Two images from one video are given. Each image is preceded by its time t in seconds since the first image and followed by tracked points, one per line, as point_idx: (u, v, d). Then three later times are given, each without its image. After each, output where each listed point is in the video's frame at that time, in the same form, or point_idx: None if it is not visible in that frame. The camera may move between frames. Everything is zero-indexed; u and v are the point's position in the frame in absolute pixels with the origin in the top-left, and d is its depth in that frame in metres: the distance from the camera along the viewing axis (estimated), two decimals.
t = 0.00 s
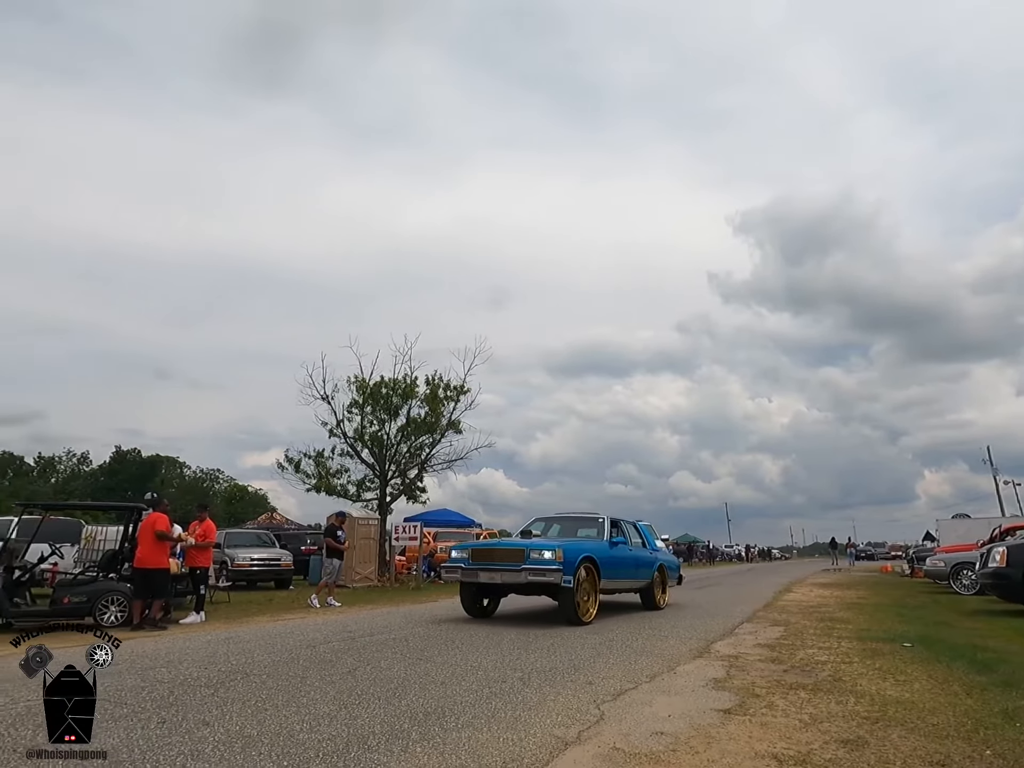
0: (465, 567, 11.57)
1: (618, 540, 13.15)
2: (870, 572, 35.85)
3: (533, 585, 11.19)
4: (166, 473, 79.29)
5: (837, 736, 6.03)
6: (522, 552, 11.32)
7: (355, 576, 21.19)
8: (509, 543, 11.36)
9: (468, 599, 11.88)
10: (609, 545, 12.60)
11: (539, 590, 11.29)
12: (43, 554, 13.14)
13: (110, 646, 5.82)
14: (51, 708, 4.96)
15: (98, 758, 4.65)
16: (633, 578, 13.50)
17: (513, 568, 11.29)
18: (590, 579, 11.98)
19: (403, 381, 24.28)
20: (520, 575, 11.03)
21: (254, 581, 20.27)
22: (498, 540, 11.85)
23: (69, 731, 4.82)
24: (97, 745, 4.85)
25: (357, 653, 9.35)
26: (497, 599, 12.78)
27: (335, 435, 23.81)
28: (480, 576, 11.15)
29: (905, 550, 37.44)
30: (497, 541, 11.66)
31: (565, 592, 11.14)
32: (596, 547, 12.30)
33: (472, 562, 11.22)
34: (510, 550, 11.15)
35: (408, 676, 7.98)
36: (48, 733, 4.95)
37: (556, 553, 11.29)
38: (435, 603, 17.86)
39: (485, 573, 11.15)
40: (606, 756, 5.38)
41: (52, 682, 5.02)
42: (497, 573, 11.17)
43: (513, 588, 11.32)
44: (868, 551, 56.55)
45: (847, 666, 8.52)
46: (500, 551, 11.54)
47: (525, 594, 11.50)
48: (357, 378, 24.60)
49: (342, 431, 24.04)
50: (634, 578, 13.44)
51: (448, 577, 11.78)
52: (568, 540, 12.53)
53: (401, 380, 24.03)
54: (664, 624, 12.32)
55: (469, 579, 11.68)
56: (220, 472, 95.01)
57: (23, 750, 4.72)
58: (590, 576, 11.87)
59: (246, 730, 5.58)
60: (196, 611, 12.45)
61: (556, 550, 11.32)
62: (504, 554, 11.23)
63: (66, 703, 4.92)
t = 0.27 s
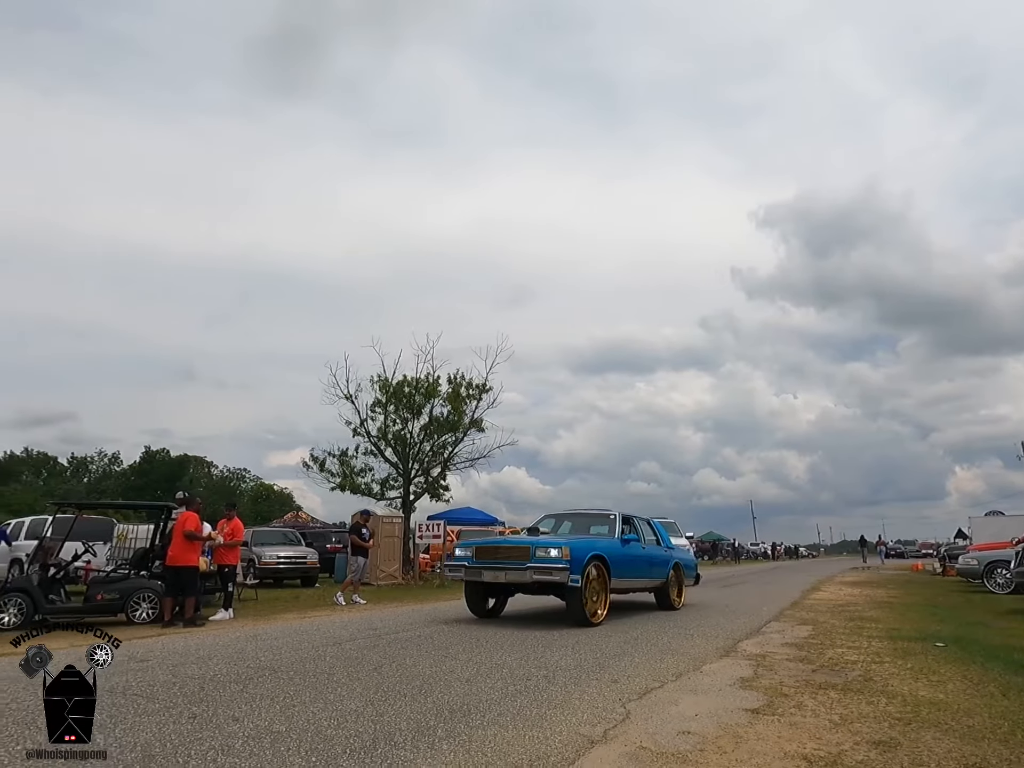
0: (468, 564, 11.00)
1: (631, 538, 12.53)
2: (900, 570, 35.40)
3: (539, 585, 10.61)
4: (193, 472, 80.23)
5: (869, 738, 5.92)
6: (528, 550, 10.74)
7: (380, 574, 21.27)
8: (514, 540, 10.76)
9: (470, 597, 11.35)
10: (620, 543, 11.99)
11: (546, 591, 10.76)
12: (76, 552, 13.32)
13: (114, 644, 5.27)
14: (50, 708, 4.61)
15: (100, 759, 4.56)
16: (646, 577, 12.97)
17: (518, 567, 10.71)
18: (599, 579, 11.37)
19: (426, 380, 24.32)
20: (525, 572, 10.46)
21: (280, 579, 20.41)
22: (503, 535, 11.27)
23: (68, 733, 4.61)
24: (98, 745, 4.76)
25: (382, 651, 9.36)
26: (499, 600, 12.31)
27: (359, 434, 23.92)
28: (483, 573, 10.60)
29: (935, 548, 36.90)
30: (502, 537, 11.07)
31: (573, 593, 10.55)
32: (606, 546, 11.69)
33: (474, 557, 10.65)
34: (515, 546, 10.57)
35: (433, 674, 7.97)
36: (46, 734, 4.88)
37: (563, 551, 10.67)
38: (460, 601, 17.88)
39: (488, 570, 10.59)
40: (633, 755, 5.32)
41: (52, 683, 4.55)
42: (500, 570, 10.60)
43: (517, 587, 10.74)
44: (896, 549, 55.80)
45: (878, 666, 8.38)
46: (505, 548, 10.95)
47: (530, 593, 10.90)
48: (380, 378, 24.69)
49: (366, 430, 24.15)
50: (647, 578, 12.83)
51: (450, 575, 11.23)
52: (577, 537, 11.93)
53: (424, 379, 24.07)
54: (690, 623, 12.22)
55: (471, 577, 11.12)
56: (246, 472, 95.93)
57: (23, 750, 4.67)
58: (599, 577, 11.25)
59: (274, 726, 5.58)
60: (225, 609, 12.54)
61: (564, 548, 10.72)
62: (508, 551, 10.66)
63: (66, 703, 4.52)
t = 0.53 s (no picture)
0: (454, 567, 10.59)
1: (626, 541, 12.07)
2: (910, 573, 35.20)
3: (527, 590, 10.18)
4: (202, 476, 80.50)
5: (881, 742, 5.89)
6: (516, 553, 10.31)
7: (388, 577, 21.27)
8: (501, 543, 10.34)
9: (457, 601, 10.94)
10: (614, 547, 11.53)
11: (536, 594, 10.31)
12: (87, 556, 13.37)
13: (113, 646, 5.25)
14: (51, 707, 4.70)
15: (100, 759, 4.59)
16: (643, 582, 12.57)
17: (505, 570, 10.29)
18: (592, 584, 10.90)
19: (433, 383, 24.35)
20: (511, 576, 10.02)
21: (288, 582, 20.43)
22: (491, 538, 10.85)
23: (69, 732, 4.68)
24: (98, 746, 4.78)
25: (390, 654, 9.36)
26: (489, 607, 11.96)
27: (367, 438, 23.95)
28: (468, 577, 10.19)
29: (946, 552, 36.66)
30: (490, 540, 10.66)
31: (562, 598, 10.11)
32: (599, 549, 11.24)
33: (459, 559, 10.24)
34: (501, 549, 10.14)
35: (442, 677, 7.97)
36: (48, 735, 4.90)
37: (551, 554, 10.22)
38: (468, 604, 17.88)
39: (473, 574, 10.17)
40: (643, 760, 5.31)
41: (53, 682, 4.65)
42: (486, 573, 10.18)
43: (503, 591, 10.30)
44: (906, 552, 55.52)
45: (889, 670, 8.34)
46: (492, 550, 10.52)
47: (518, 598, 10.46)
48: (387, 381, 24.73)
49: (373, 434, 24.19)
50: (643, 583, 12.38)
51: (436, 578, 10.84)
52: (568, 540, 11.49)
53: (432, 382, 24.09)
54: (699, 627, 12.18)
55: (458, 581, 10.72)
56: (255, 476, 96.18)
57: (24, 750, 4.72)
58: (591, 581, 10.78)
59: (284, 729, 5.59)
60: (234, 612, 12.56)
61: (553, 551, 10.27)
62: (495, 554, 10.25)
63: (67, 702, 4.61)
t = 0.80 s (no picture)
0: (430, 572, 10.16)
1: (612, 544, 11.63)
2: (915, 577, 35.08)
3: (505, 596, 9.72)
4: (206, 479, 80.57)
5: (886, 748, 5.85)
6: (494, 557, 9.86)
7: (391, 580, 21.24)
8: (477, 546, 9.89)
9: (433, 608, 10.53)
10: (599, 550, 11.07)
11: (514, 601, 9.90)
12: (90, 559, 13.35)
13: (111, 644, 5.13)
14: (51, 707, 4.65)
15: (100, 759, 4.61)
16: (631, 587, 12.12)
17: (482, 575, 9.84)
18: (574, 589, 10.41)
19: (436, 386, 24.35)
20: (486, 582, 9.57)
21: (291, 585, 20.41)
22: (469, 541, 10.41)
23: (68, 732, 4.64)
24: (98, 746, 4.81)
25: (392, 657, 9.35)
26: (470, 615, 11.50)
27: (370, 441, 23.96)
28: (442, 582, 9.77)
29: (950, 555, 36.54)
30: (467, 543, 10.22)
31: (541, 604, 9.63)
32: (583, 552, 10.79)
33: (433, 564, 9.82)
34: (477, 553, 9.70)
35: (445, 681, 7.95)
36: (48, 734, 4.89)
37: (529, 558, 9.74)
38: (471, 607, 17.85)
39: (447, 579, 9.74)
40: (648, 764, 5.28)
41: (53, 682, 4.58)
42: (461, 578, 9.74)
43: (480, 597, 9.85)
44: (911, 555, 55.34)
45: (894, 675, 8.30)
46: (469, 554, 10.08)
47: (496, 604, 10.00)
48: (390, 384, 24.73)
49: (376, 437, 24.19)
50: (631, 588, 11.93)
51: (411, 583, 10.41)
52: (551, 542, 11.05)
53: (434, 385, 24.09)
54: (702, 630, 12.14)
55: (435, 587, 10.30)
56: (258, 479, 96.25)
57: (24, 750, 4.75)
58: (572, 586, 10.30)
59: (288, 733, 5.57)
60: (237, 614, 12.52)
61: (532, 554, 9.80)
62: (472, 558, 9.81)
63: (66, 702, 4.56)
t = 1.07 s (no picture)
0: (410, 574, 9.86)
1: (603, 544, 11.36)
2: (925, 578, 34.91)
3: (486, 597, 9.42)
4: (214, 481, 80.84)
5: (897, 750, 5.80)
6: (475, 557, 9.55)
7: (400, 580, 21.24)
8: (457, 547, 9.59)
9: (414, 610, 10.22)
10: (588, 549, 10.79)
11: (496, 604, 9.56)
12: (100, 560, 13.39)
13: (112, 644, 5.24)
14: (51, 708, 4.70)
15: (100, 759, 4.61)
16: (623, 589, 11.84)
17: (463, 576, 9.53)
18: (559, 590, 10.10)
19: (443, 387, 24.35)
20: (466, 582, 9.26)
21: (300, 586, 20.42)
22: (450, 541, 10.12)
23: (69, 732, 4.71)
24: (98, 745, 4.82)
25: (400, 658, 9.34)
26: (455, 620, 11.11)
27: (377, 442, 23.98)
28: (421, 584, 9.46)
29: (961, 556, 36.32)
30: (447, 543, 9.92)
31: (525, 605, 9.33)
32: (572, 552, 10.50)
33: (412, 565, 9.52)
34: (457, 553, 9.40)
35: (453, 682, 7.94)
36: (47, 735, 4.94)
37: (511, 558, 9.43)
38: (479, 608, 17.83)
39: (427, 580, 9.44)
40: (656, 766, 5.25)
41: (53, 682, 4.64)
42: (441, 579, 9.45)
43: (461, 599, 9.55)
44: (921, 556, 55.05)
45: (905, 677, 8.24)
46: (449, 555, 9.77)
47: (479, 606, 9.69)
48: (397, 386, 24.75)
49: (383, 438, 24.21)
50: (622, 589, 11.63)
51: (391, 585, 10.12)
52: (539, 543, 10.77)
53: (441, 386, 24.09)
54: (711, 632, 12.08)
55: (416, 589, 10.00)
56: (266, 480, 96.51)
57: (23, 750, 4.75)
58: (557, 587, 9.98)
59: (297, 734, 5.56)
60: (246, 615, 12.52)
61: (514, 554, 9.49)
62: (452, 558, 9.51)
63: (67, 702, 4.63)
